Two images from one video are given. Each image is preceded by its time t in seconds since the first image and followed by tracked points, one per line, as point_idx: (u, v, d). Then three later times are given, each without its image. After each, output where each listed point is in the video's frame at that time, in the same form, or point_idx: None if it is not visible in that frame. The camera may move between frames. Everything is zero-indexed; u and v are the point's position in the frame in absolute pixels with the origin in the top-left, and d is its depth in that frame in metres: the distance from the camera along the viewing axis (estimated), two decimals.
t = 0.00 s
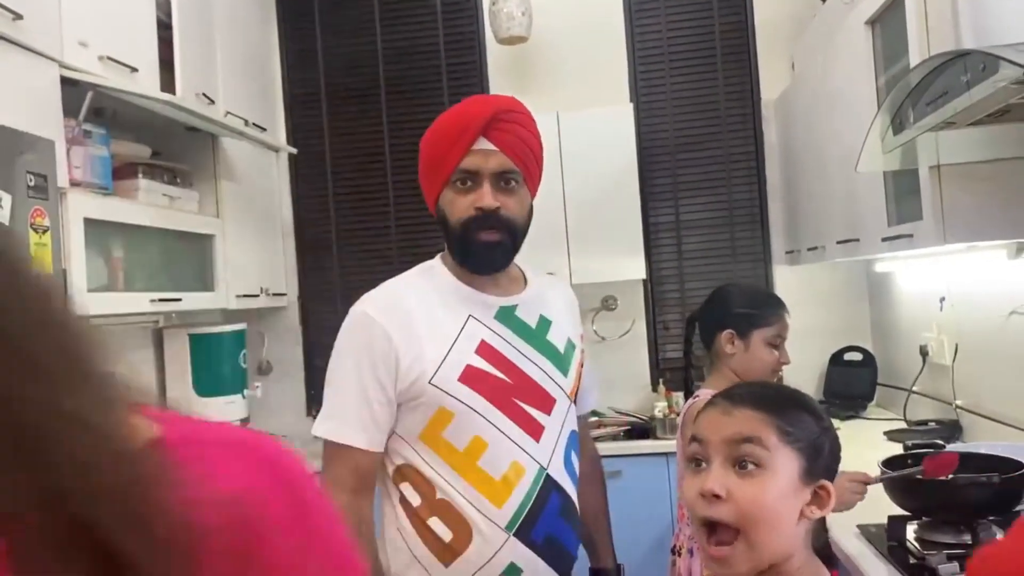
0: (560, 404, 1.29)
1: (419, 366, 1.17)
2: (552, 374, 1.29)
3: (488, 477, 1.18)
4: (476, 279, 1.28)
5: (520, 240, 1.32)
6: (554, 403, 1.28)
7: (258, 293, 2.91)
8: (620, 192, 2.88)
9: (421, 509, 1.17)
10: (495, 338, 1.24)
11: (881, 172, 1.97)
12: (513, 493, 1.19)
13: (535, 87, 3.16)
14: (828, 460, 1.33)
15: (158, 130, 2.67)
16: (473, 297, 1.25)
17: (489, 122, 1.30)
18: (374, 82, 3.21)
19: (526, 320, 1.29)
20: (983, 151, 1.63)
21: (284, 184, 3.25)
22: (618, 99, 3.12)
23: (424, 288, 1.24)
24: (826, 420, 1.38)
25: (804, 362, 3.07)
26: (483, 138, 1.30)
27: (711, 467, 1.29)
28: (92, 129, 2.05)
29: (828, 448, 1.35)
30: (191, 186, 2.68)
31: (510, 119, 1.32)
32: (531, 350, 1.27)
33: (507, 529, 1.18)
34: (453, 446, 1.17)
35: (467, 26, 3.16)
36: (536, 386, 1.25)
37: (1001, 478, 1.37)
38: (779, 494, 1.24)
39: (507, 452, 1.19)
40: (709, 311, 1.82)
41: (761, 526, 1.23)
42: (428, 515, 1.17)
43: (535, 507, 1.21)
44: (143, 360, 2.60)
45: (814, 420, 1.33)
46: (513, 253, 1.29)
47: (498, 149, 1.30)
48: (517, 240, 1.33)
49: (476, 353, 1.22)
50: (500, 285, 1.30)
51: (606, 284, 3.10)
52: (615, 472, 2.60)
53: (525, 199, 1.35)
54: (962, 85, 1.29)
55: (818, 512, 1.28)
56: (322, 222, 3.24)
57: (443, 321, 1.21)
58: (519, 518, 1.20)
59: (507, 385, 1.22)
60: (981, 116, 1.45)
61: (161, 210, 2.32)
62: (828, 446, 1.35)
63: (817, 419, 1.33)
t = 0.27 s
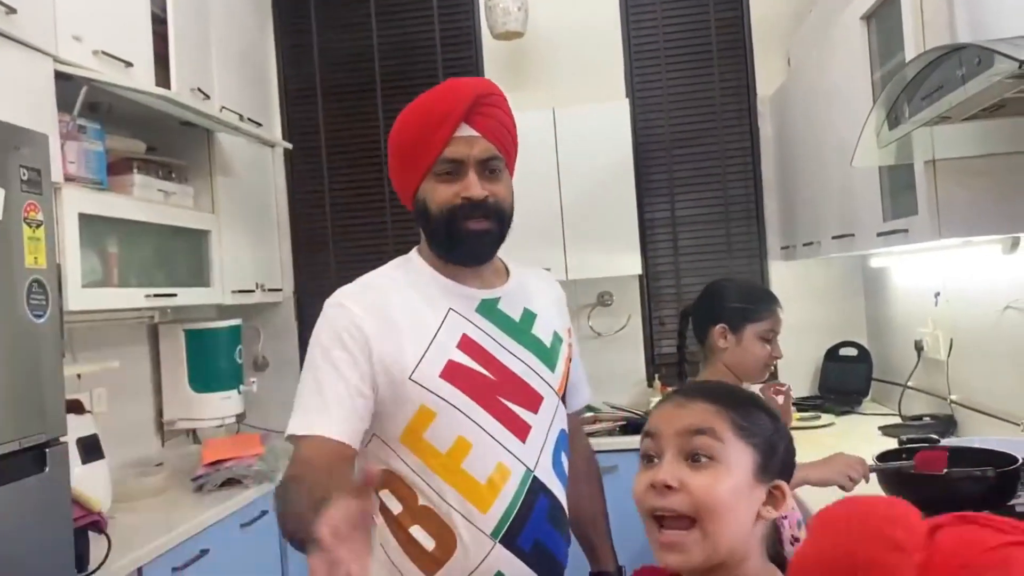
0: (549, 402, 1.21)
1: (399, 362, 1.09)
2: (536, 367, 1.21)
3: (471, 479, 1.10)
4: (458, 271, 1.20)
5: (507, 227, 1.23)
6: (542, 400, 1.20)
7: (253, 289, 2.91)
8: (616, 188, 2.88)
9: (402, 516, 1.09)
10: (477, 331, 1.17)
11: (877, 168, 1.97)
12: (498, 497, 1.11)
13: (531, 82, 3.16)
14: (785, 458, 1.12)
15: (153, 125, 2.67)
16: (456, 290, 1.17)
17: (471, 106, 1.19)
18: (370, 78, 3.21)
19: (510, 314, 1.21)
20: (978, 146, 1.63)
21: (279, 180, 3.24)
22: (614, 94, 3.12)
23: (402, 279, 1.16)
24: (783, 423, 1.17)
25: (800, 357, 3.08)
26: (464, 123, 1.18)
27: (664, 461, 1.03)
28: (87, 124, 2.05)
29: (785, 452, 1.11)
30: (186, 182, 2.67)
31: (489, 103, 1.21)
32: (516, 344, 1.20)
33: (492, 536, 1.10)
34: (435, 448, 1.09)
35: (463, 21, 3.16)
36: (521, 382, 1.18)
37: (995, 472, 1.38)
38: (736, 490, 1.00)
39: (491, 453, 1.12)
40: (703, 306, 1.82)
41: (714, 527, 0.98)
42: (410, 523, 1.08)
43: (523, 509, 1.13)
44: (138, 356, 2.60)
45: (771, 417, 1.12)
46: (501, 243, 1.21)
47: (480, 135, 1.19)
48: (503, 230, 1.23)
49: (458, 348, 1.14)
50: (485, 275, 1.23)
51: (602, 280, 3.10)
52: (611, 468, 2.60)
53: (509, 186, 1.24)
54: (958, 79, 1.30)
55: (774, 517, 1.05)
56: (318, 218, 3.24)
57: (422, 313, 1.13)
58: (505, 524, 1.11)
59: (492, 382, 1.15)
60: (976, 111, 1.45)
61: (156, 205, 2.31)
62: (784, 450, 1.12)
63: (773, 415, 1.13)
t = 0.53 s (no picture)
0: (532, 397, 1.17)
1: (374, 353, 1.04)
2: (518, 361, 1.17)
3: (450, 481, 1.04)
4: (429, 258, 1.14)
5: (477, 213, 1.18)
6: (525, 395, 1.15)
7: (248, 284, 2.90)
8: (611, 182, 2.88)
9: (373, 524, 1.04)
10: (456, 322, 1.12)
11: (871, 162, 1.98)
12: (478, 502, 1.05)
13: (526, 77, 3.15)
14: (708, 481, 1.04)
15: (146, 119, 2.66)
16: (433, 278, 1.12)
17: (421, 83, 1.12)
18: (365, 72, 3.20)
19: (490, 305, 1.17)
20: (973, 141, 1.64)
21: (274, 175, 3.23)
22: (609, 89, 3.12)
23: (376, 268, 1.11)
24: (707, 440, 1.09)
25: (794, 352, 3.08)
26: (415, 101, 1.12)
27: (581, 488, 0.94)
28: (80, 118, 2.04)
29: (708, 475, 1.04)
30: (180, 176, 2.67)
31: (444, 78, 1.14)
32: (496, 336, 1.15)
33: (473, 543, 1.03)
34: (411, 448, 1.03)
35: (458, 16, 3.15)
36: (503, 377, 1.13)
37: (989, 466, 1.37)
38: (659, 519, 0.92)
39: (470, 453, 1.06)
40: (696, 300, 1.82)
41: (636, 559, 0.90)
42: (384, 529, 1.03)
43: (506, 513, 1.07)
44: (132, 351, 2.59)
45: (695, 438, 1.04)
46: (465, 229, 1.15)
47: (432, 114, 1.12)
48: (470, 215, 1.17)
49: (436, 340, 1.09)
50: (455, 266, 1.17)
51: (597, 275, 3.10)
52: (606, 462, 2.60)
53: (472, 168, 1.17)
54: (952, 73, 1.29)
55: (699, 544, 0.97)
56: (312, 213, 3.23)
57: (398, 302, 1.08)
58: (487, 529, 1.05)
59: (472, 376, 1.10)
60: (970, 105, 1.45)
61: (150, 200, 2.31)
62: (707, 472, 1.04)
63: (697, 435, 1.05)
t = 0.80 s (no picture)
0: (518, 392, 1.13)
1: (348, 351, 1.04)
2: (504, 354, 1.13)
3: (427, 482, 1.03)
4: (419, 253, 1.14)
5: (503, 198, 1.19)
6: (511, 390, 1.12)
7: (243, 280, 2.89)
8: (606, 177, 2.87)
9: (346, 530, 1.04)
10: (436, 317, 1.09)
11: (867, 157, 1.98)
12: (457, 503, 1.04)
13: (521, 72, 3.15)
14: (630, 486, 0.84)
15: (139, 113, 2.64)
16: (415, 275, 1.10)
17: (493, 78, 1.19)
18: (359, 67, 3.19)
19: (474, 299, 1.14)
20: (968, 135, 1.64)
21: (268, 170, 3.22)
22: (605, 85, 3.11)
23: (357, 260, 1.10)
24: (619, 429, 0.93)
25: (789, 347, 3.09)
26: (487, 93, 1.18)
27: (501, 498, 0.73)
28: (73, 113, 2.03)
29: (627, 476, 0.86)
30: (174, 171, 2.65)
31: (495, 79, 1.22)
32: (479, 329, 1.12)
33: (452, 546, 1.03)
34: (386, 450, 1.03)
35: (453, 11, 3.15)
36: (486, 372, 1.10)
37: (984, 459, 1.38)
38: (591, 533, 0.74)
39: (450, 454, 1.05)
40: (689, 295, 1.82)
41: None
42: (360, 535, 1.03)
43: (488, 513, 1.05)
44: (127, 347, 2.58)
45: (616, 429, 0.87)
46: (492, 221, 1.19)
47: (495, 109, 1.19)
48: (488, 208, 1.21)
49: (414, 337, 1.07)
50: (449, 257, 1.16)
51: (593, 271, 3.10)
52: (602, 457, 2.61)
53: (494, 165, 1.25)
54: (948, 67, 1.29)
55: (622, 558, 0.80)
56: (307, 209, 3.23)
57: (375, 299, 1.07)
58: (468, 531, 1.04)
59: (453, 373, 1.08)
60: (965, 99, 1.45)
61: (144, 195, 2.30)
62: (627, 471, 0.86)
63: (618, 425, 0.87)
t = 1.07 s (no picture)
0: (534, 389, 1.15)
1: (396, 341, 0.97)
2: (522, 352, 1.14)
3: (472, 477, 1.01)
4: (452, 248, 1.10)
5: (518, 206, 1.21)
6: (529, 386, 1.13)
7: (238, 276, 2.89)
8: (602, 173, 2.87)
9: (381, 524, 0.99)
10: (473, 311, 1.07)
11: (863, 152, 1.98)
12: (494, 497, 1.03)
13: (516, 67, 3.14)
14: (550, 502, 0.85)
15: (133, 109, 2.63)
16: (452, 269, 1.07)
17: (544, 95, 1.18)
18: (354, 62, 3.18)
19: (495, 296, 1.14)
20: (964, 131, 1.64)
21: (263, 165, 3.21)
22: (601, 80, 3.11)
23: (390, 244, 1.04)
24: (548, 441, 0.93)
25: (785, 342, 3.09)
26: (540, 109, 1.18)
27: (403, 527, 0.75)
28: (68, 108, 2.02)
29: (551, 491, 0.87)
30: (169, 167, 2.65)
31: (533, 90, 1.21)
32: (504, 326, 1.12)
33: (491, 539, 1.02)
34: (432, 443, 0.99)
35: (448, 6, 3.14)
36: (513, 368, 1.10)
37: (980, 455, 1.38)
38: (497, 560, 0.76)
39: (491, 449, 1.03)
40: (686, 290, 1.82)
41: None
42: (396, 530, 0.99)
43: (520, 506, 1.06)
44: (121, 344, 2.58)
45: (536, 445, 0.87)
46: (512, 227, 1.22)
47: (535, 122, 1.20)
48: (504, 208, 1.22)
49: (457, 330, 1.04)
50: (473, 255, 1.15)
51: (589, 267, 3.10)
52: (598, 452, 2.61)
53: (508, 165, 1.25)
54: (946, 62, 1.29)
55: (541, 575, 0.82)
56: (302, 204, 3.22)
57: (419, 285, 1.01)
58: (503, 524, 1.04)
59: (488, 366, 1.06)
60: (962, 94, 1.45)
61: (138, 191, 2.29)
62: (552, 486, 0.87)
63: (538, 443, 0.87)
